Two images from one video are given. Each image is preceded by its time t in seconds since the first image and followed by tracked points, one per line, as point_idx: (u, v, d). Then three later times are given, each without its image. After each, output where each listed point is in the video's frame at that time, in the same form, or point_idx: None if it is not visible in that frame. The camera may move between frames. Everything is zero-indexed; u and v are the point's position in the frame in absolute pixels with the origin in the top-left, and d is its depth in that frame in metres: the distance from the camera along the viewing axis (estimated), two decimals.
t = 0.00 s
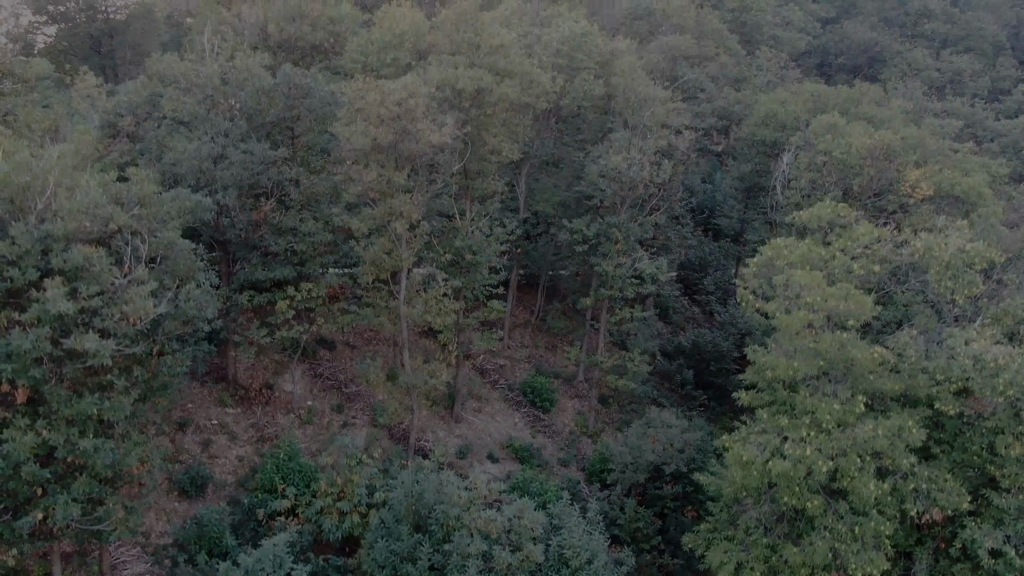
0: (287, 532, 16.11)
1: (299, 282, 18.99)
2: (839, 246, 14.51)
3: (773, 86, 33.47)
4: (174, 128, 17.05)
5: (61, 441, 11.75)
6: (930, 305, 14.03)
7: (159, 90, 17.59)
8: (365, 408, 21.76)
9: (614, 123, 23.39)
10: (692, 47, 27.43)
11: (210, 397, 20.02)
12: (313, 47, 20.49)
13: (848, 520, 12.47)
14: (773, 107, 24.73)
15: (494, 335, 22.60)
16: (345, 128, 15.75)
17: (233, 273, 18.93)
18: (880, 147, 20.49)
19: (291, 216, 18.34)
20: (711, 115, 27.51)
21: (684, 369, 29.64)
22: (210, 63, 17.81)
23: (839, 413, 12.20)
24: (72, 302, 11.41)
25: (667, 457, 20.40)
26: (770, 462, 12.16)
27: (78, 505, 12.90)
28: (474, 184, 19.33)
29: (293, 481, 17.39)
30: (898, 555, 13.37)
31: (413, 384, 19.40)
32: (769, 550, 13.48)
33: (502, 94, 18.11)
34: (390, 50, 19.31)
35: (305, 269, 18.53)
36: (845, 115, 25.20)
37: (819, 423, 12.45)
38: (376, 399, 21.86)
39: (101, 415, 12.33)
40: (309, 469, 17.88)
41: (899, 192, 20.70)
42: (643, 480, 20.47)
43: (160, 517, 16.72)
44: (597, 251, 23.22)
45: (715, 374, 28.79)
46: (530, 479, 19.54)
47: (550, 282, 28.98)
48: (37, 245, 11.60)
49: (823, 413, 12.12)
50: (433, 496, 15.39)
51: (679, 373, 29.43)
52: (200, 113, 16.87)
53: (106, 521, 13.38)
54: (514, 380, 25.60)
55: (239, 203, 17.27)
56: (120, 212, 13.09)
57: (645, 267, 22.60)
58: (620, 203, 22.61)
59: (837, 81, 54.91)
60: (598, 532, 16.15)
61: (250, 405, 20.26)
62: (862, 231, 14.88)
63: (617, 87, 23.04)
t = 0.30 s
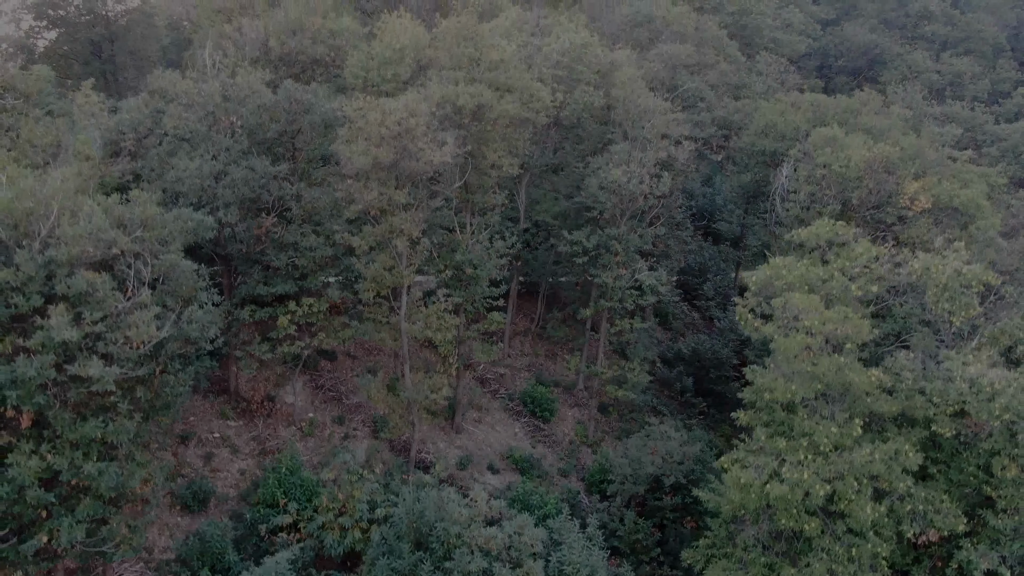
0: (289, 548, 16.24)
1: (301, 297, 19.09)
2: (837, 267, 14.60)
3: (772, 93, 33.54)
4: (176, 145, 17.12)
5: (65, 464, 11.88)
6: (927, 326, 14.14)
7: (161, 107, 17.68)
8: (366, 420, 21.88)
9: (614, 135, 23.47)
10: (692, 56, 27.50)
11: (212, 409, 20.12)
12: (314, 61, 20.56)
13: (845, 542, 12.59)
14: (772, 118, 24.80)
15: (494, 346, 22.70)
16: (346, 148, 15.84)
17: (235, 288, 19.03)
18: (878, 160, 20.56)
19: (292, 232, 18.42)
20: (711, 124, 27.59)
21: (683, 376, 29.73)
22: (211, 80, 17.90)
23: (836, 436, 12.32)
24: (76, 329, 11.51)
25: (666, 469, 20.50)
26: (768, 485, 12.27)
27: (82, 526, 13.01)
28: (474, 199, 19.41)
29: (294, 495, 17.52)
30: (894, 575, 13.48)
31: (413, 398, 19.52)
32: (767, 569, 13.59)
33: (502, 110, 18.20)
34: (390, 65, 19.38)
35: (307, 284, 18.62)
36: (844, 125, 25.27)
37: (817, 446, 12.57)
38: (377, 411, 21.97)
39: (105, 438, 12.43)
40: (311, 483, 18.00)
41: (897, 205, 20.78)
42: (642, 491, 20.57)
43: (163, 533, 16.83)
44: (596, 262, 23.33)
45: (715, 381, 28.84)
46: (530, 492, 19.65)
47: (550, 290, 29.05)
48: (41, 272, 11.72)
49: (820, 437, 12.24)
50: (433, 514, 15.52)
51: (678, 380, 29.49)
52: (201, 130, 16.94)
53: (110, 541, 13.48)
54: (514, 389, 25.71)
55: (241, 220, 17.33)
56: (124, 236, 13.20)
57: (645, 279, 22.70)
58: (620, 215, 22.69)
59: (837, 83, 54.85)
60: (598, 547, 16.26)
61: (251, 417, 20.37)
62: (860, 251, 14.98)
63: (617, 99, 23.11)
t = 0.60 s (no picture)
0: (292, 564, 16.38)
1: (302, 311, 19.19)
2: (835, 287, 14.71)
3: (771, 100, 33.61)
4: (177, 162, 17.19)
5: (70, 488, 11.98)
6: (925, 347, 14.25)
7: (162, 123, 17.75)
8: (367, 431, 22.00)
9: (614, 147, 23.53)
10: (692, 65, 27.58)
11: (214, 422, 20.22)
12: (315, 75, 20.65)
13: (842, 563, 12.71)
14: (772, 129, 24.89)
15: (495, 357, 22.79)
16: (347, 167, 15.93)
17: (237, 302, 19.13)
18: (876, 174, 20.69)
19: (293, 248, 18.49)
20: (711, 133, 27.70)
21: (683, 384, 29.84)
22: (212, 97, 17.99)
23: (833, 459, 12.47)
24: (81, 355, 11.62)
25: (665, 480, 20.61)
26: (765, 508, 12.41)
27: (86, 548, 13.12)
28: (475, 213, 19.51)
29: (296, 510, 17.65)
30: None
31: (415, 411, 19.62)
32: None
33: (503, 126, 18.29)
34: (391, 81, 19.48)
35: (308, 299, 18.74)
36: (843, 136, 25.36)
37: (814, 468, 12.71)
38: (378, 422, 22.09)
39: (109, 461, 12.55)
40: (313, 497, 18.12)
41: (895, 218, 20.91)
42: (642, 503, 20.68)
43: (166, 547, 16.95)
44: (596, 273, 23.43)
45: (714, 388, 28.90)
46: (531, 505, 19.79)
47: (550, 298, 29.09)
48: (45, 297, 11.82)
49: (817, 461, 12.38)
50: (435, 532, 15.71)
51: (678, 388, 29.57)
52: (202, 148, 17.02)
53: (113, 561, 13.59)
54: (515, 399, 25.81)
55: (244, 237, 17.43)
56: (127, 258, 13.29)
57: (645, 291, 22.81)
58: (620, 227, 22.80)
59: (838, 86, 54.86)
60: (598, 563, 16.38)
61: (253, 429, 20.48)
62: (858, 271, 15.08)
63: (617, 111, 23.16)
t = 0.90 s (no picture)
0: None
1: (303, 325, 19.28)
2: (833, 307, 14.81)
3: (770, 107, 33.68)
4: (179, 179, 17.27)
5: (74, 511, 12.10)
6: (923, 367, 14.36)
7: (163, 140, 17.83)
8: (368, 442, 22.11)
9: (614, 159, 23.60)
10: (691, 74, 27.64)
11: (216, 434, 20.34)
12: (316, 88, 20.72)
13: None
14: (771, 139, 24.96)
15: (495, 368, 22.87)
16: (349, 187, 16.02)
17: (238, 316, 19.23)
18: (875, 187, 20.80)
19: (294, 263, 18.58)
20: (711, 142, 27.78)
21: (682, 391, 29.87)
22: (214, 113, 18.08)
23: (830, 482, 12.60)
24: (84, 380, 11.74)
25: (665, 492, 20.73)
26: (763, 530, 12.54)
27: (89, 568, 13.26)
28: (475, 227, 19.61)
29: (298, 524, 17.79)
30: None
31: (415, 424, 19.75)
32: None
33: (503, 142, 18.38)
34: (391, 96, 19.46)
35: (309, 313, 18.84)
36: (842, 146, 25.44)
37: (811, 490, 12.84)
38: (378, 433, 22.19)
39: (112, 483, 12.67)
40: (314, 511, 18.25)
41: (894, 231, 21.05)
42: (641, 514, 20.80)
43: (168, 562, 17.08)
44: (596, 285, 23.56)
45: (712, 395, 28.97)
46: (531, 517, 19.92)
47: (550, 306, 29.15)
48: (49, 322, 11.92)
49: (814, 484, 12.50)
50: (436, 548, 15.90)
51: (677, 395, 29.64)
52: (203, 165, 17.10)
53: None
54: (514, 408, 25.92)
55: (245, 253, 17.54)
56: (130, 281, 13.40)
57: (644, 302, 22.92)
58: (620, 238, 22.89)
59: (837, 88, 54.88)
60: None
61: (255, 441, 20.60)
62: (856, 290, 15.18)
63: (617, 123, 23.23)
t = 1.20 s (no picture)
0: None
1: (304, 338, 19.39)
2: (830, 326, 14.95)
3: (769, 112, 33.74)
4: (180, 195, 17.36)
5: (78, 532, 12.21)
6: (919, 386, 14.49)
7: (165, 155, 17.91)
8: (369, 452, 22.24)
9: (614, 170, 23.68)
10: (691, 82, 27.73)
11: (218, 445, 20.47)
12: (317, 101, 20.82)
13: None
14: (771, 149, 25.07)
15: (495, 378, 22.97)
16: (350, 205, 16.12)
17: (239, 330, 19.33)
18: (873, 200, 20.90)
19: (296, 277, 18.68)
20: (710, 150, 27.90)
21: (682, 398, 29.81)
22: (215, 129, 18.19)
23: (827, 502, 12.73)
24: (88, 404, 11.86)
25: (664, 502, 20.88)
26: (760, 550, 12.68)
27: None
28: (475, 240, 19.72)
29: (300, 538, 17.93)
30: None
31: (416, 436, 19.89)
32: None
33: (504, 157, 18.48)
34: (391, 110, 19.51)
35: (310, 327, 18.95)
36: (841, 155, 25.53)
37: (808, 510, 12.98)
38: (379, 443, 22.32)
39: (116, 504, 12.80)
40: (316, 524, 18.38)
41: (892, 243, 21.18)
42: (640, 524, 20.95)
43: None
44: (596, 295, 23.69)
45: (712, 401, 29.08)
46: (530, 528, 20.05)
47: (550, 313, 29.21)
48: (53, 346, 12.04)
49: (811, 505, 12.64)
50: (436, 563, 16.02)
51: (677, 402, 29.64)
52: (205, 182, 17.18)
53: None
54: (514, 416, 26.05)
55: (247, 268, 17.64)
56: (133, 302, 13.52)
57: (644, 312, 23.04)
58: (620, 249, 23.01)
59: (838, 88, 54.89)
60: None
61: (257, 452, 20.74)
62: (853, 308, 15.28)
63: (616, 134, 23.32)
